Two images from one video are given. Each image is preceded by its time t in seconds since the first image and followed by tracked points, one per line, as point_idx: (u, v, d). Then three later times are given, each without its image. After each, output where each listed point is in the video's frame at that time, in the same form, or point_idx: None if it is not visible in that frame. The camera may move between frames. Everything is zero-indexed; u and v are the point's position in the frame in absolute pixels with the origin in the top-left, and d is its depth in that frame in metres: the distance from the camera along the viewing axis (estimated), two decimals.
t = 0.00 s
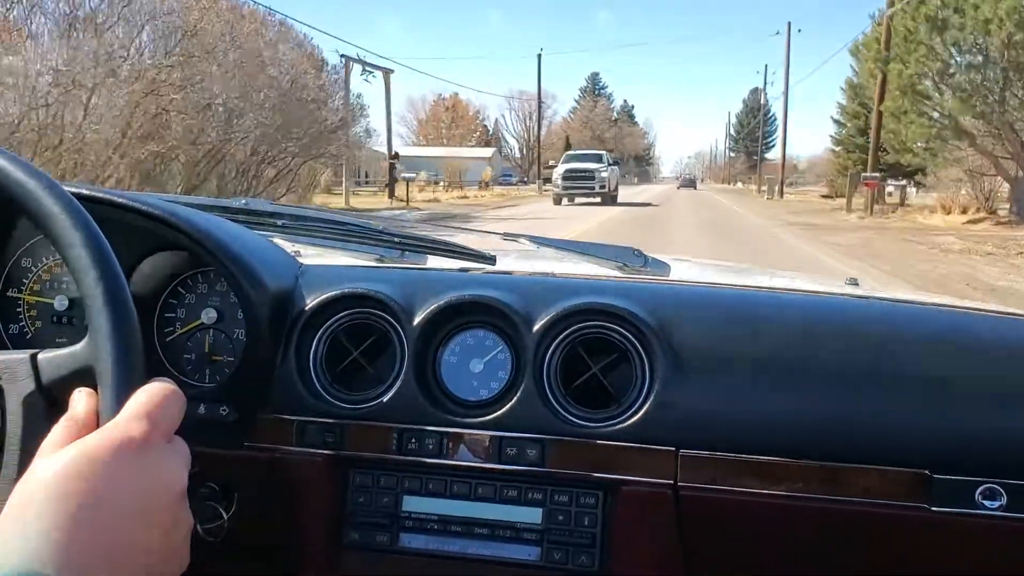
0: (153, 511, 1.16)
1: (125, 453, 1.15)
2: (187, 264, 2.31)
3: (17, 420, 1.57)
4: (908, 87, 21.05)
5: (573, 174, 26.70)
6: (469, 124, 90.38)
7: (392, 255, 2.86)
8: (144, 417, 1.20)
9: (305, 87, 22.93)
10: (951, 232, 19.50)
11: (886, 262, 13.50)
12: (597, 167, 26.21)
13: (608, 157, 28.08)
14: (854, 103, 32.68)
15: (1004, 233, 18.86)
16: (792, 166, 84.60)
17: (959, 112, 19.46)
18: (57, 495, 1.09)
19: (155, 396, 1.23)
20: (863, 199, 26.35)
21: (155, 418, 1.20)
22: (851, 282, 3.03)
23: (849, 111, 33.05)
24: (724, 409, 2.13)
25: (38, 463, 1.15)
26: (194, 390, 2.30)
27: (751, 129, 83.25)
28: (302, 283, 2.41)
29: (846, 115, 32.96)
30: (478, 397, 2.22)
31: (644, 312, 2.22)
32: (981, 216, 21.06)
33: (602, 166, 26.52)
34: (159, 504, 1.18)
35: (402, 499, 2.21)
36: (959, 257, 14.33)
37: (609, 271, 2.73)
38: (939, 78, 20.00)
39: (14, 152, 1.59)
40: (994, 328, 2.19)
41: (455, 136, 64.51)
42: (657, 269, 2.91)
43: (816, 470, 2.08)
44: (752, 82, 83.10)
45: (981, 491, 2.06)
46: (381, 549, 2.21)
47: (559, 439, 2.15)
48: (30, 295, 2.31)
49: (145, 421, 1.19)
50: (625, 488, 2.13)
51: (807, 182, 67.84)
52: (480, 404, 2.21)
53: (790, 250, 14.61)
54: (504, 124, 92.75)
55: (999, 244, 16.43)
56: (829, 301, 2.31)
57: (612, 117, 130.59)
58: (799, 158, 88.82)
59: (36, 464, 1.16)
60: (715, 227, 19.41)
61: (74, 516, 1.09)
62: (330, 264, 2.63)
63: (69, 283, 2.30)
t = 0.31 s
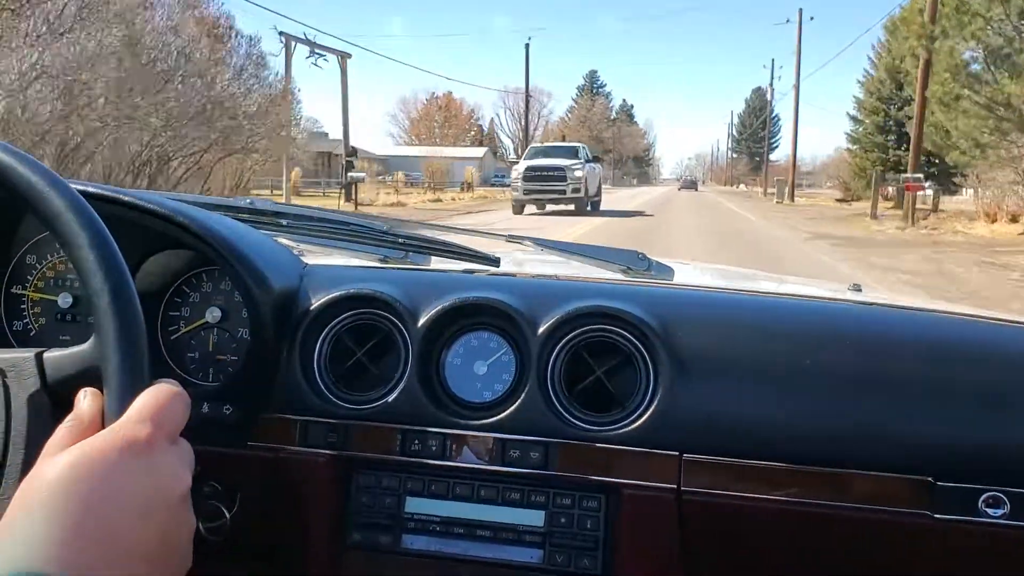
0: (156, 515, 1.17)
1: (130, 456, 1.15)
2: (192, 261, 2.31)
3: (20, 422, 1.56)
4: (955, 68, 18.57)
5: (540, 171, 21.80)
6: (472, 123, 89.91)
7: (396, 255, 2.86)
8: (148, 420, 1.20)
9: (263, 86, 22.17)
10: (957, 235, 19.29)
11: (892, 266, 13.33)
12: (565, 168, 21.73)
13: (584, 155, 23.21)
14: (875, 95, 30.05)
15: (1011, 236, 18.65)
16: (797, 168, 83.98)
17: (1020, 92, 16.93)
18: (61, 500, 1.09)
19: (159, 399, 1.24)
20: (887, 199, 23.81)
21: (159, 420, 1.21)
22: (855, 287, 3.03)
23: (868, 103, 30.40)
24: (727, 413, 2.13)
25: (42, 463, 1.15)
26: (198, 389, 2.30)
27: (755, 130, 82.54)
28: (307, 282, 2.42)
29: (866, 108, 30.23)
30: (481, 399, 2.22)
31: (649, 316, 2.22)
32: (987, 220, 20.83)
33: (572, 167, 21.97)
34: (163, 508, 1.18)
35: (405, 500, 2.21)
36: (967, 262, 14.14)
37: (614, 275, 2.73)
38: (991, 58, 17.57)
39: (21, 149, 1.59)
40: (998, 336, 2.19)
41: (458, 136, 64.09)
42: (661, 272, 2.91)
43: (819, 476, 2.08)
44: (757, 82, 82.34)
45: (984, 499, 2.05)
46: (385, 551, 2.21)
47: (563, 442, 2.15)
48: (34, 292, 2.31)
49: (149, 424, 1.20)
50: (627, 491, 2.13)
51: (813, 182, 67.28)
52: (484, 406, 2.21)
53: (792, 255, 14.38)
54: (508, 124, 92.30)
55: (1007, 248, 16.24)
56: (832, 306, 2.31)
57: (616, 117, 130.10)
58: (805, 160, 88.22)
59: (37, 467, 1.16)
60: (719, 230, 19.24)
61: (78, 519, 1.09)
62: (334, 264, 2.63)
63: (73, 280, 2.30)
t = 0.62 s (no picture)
0: (151, 501, 1.17)
1: (122, 443, 1.15)
2: (187, 257, 2.32)
3: (13, 415, 1.57)
4: None
5: (457, 167, 15.16)
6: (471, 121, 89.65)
7: (392, 254, 2.87)
8: (140, 408, 1.20)
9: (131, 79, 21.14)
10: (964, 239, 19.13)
11: (897, 270, 13.23)
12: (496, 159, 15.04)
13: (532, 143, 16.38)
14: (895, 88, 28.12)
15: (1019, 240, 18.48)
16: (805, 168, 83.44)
17: None
18: (54, 488, 1.10)
19: (152, 387, 1.24)
20: (919, 202, 21.67)
21: (152, 406, 1.21)
22: (850, 292, 3.02)
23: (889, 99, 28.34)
24: (717, 416, 2.13)
25: (34, 452, 1.16)
26: (192, 385, 2.30)
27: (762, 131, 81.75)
28: (302, 280, 2.43)
29: (888, 102, 28.09)
30: (473, 398, 2.23)
31: (641, 317, 2.23)
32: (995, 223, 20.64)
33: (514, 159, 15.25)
34: (158, 496, 1.18)
35: (396, 498, 2.22)
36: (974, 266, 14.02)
37: (609, 276, 2.73)
38: None
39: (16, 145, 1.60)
40: (991, 343, 2.19)
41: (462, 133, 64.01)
42: (656, 274, 2.91)
43: (811, 479, 2.09)
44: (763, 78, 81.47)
45: (973, 504, 2.06)
46: (375, 549, 2.21)
47: (554, 442, 2.15)
48: (30, 286, 2.31)
49: (141, 412, 1.20)
50: (618, 493, 2.14)
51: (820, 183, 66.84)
52: (477, 405, 2.22)
53: (790, 258, 14.29)
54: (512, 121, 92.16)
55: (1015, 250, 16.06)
56: (825, 310, 2.32)
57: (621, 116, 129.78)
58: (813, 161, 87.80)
59: (33, 453, 1.17)
60: (720, 232, 19.17)
61: (69, 506, 1.09)
62: (330, 262, 2.64)
63: (68, 275, 2.31)
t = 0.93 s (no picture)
0: (155, 488, 1.17)
1: (126, 428, 1.15)
2: (190, 258, 2.31)
3: (15, 410, 1.57)
4: None
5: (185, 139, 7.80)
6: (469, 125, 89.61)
7: (395, 255, 2.87)
8: (145, 391, 1.19)
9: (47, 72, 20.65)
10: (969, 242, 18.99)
11: (902, 273, 13.15)
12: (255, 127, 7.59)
13: (370, 101, 9.00)
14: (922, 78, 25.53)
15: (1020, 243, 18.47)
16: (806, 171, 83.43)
17: None
18: (61, 473, 1.10)
19: (156, 370, 1.23)
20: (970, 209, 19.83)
21: (157, 390, 1.20)
22: (855, 293, 3.01)
23: (916, 90, 25.74)
24: (721, 416, 2.13)
25: (40, 437, 1.15)
26: (195, 386, 2.29)
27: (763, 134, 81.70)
28: (305, 281, 2.42)
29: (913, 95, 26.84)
30: (477, 399, 2.23)
31: (645, 317, 2.23)
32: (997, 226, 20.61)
33: (325, 140, 7.83)
34: (164, 480, 1.17)
35: (400, 500, 2.21)
36: (974, 270, 14.00)
37: (612, 277, 2.73)
38: None
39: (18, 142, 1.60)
40: (997, 344, 2.19)
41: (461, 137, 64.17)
42: (660, 275, 2.91)
43: (816, 480, 2.08)
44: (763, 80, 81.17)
45: (979, 505, 2.05)
46: (379, 551, 2.21)
47: (558, 443, 2.14)
48: (33, 287, 2.31)
49: (146, 395, 1.19)
50: (622, 494, 2.13)
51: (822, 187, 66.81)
52: (480, 406, 2.21)
53: (794, 262, 14.21)
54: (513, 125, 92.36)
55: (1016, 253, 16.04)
56: (830, 311, 2.31)
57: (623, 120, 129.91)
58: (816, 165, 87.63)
59: (39, 439, 1.17)
60: (719, 236, 19.19)
61: (76, 490, 1.09)
62: (333, 264, 2.64)
63: (71, 277, 2.30)
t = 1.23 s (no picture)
0: (152, 496, 1.17)
1: (124, 434, 1.15)
2: (188, 261, 2.31)
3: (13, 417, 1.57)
4: None
5: None
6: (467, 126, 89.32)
7: (393, 258, 2.88)
8: (142, 397, 1.19)
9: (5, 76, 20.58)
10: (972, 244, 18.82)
11: (905, 275, 13.05)
12: None
13: None
14: (956, 67, 24.05)
15: None
16: (809, 172, 83.08)
17: None
18: (57, 483, 1.09)
19: (154, 375, 1.23)
20: None
21: (154, 397, 1.20)
22: (853, 292, 3.01)
23: (950, 80, 24.30)
24: (719, 417, 2.13)
25: (40, 442, 1.16)
26: (193, 389, 2.30)
27: (765, 136, 81.36)
28: (303, 283, 2.43)
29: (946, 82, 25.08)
30: (475, 400, 2.23)
31: (643, 318, 2.23)
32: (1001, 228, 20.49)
33: None
34: (162, 486, 1.18)
35: (398, 501, 2.21)
36: (978, 271, 13.90)
37: (611, 278, 2.73)
38: None
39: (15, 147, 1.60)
40: (997, 342, 2.18)
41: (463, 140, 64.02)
42: (658, 276, 2.91)
43: (813, 480, 2.08)
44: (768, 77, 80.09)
45: (977, 504, 2.06)
46: (378, 552, 2.21)
47: (556, 444, 2.15)
48: (31, 291, 2.32)
49: (142, 401, 1.19)
50: (620, 495, 2.14)
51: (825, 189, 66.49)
52: (478, 407, 2.22)
53: (794, 265, 14.11)
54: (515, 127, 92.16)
55: None
56: (828, 310, 2.31)
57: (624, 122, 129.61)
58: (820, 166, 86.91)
59: (37, 443, 1.17)
60: (721, 240, 19.10)
61: (73, 498, 1.09)
62: (332, 265, 2.64)
63: (70, 280, 2.31)
